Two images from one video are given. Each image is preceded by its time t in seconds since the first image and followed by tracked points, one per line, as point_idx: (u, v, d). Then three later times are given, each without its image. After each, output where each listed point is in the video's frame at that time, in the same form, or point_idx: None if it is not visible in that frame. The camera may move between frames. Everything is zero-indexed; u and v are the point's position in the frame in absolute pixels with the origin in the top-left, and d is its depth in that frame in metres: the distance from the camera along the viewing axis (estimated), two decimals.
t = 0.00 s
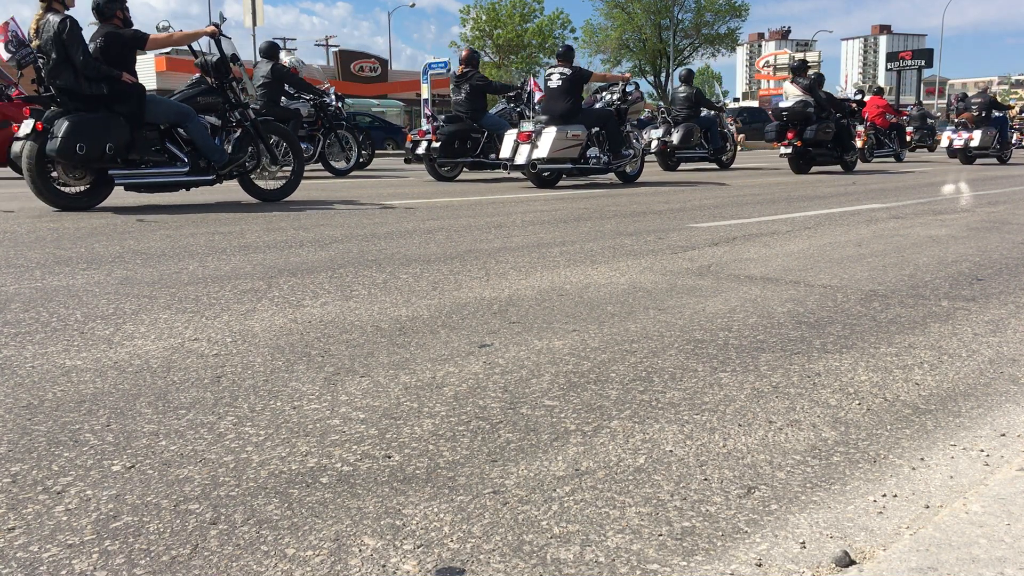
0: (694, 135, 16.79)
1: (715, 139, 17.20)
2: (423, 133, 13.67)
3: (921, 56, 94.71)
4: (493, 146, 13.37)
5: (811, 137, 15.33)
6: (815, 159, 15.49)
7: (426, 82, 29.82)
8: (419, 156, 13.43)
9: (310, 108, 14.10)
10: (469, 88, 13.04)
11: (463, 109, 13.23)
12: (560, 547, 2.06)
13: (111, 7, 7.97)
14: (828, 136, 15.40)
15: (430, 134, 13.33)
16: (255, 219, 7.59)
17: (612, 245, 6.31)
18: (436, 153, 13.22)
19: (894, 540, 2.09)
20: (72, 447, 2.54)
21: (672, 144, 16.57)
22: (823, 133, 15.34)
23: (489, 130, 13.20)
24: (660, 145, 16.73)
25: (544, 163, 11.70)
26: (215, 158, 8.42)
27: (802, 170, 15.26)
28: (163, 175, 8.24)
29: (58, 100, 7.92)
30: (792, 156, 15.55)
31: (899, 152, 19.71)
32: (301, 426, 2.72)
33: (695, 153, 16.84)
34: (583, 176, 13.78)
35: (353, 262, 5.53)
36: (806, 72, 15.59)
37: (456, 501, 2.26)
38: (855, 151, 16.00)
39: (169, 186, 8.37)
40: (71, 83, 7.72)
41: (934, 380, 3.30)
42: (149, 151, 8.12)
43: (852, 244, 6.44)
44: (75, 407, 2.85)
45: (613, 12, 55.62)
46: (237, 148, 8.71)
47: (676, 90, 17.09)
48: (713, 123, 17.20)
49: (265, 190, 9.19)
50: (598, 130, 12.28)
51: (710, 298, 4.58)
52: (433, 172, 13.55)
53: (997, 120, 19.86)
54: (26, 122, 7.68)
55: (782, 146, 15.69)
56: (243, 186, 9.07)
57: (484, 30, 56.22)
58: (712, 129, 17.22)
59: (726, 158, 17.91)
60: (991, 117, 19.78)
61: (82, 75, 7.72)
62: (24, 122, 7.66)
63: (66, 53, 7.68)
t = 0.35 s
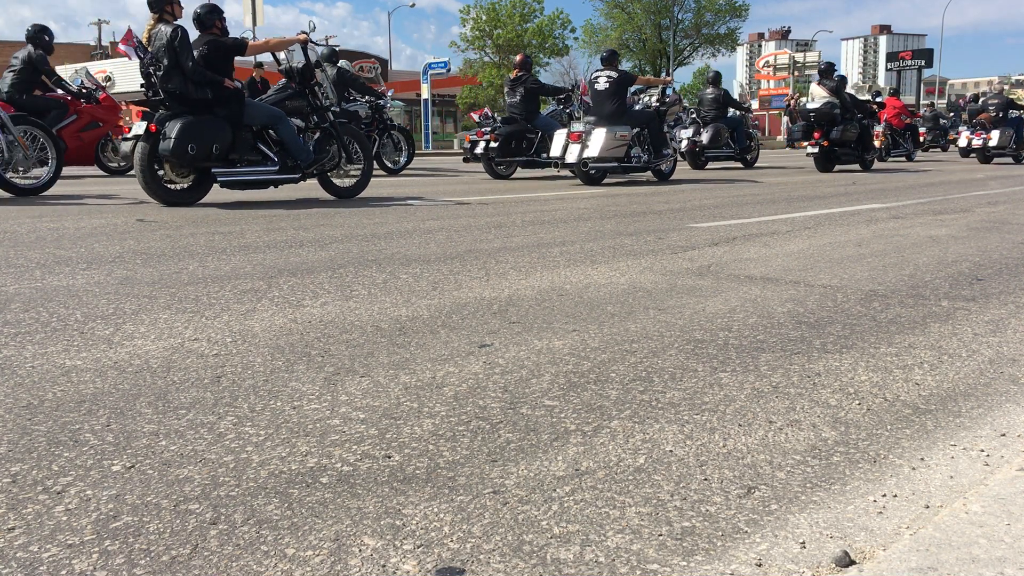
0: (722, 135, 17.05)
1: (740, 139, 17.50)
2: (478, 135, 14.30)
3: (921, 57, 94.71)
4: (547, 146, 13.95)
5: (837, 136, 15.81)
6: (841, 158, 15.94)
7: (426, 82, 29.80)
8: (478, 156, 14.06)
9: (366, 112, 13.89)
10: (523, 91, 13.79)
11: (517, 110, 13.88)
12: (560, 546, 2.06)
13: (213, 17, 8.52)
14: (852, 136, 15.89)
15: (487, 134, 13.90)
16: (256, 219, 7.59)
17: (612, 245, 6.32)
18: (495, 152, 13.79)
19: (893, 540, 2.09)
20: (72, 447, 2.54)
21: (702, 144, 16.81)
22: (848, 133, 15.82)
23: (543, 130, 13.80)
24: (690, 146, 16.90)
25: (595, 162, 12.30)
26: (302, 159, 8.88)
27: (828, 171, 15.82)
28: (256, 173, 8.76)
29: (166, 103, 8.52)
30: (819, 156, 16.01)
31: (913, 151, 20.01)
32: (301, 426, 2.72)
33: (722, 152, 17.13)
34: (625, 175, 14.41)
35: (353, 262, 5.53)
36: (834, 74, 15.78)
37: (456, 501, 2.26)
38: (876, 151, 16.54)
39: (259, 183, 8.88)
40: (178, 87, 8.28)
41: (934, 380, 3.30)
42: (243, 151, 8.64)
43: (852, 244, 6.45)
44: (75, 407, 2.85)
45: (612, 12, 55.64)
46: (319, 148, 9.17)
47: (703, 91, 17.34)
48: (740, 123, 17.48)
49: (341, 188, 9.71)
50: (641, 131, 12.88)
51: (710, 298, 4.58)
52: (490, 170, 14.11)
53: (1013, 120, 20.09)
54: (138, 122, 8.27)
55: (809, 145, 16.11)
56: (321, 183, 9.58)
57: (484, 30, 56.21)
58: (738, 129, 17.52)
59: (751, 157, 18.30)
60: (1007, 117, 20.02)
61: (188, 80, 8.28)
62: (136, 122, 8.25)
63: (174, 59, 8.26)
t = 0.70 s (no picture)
0: (745, 135, 17.28)
1: (762, 139, 17.58)
2: (525, 135, 14.64)
3: (921, 56, 94.71)
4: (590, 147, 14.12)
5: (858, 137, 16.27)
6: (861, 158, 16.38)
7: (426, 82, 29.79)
8: (524, 155, 14.47)
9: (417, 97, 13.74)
10: (568, 93, 13.94)
11: (560, 111, 14.09)
12: (560, 546, 2.06)
13: (292, 26, 9.05)
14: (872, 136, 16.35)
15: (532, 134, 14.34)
16: (256, 219, 7.60)
17: (612, 245, 6.32)
18: (542, 152, 14.23)
19: (894, 540, 2.09)
20: (72, 447, 2.54)
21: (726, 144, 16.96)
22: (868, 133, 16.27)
23: (585, 131, 14.04)
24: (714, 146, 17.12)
25: (631, 160, 12.99)
26: (370, 158, 9.46)
27: (849, 169, 16.37)
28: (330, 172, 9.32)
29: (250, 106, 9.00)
30: (840, 155, 16.49)
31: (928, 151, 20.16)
32: (301, 426, 2.72)
33: (744, 151, 17.25)
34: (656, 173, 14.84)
35: (353, 262, 5.53)
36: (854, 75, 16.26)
37: (456, 501, 2.26)
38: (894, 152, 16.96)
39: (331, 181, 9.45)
40: (263, 91, 8.78)
41: (934, 380, 3.30)
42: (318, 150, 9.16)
43: (852, 244, 6.45)
44: (75, 407, 2.85)
45: (613, 12, 55.62)
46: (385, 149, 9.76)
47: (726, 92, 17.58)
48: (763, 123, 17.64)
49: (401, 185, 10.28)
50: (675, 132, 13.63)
51: (710, 298, 4.58)
52: (535, 168, 14.48)
53: None
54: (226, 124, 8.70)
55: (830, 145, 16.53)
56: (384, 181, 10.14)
57: (485, 30, 56.23)
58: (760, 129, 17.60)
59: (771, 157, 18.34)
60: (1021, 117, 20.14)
61: (273, 85, 8.80)
62: (225, 124, 8.68)
63: (260, 65, 8.72)
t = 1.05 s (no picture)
0: (768, 135, 17.28)
1: (785, 139, 17.46)
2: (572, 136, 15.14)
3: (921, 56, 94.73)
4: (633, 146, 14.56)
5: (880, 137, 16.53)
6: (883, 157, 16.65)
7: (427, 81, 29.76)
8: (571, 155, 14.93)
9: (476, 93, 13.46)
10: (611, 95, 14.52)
11: (604, 113, 14.64)
12: (560, 547, 2.06)
13: (368, 34, 9.42)
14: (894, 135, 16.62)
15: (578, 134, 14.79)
16: (256, 219, 7.60)
17: (612, 245, 6.31)
18: (587, 151, 14.68)
19: (894, 540, 2.09)
20: (72, 447, 2.54)
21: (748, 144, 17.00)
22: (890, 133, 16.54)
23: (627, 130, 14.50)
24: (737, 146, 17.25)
25: (667, 159, 13.34)
26: (437, 158, 9.87)
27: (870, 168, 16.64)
28: (401, 171, 9.78)
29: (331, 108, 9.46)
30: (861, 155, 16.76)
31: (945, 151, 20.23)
32: (301, 426, 2.72)
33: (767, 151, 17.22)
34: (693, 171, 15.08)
35: (353, 262, 5.53)
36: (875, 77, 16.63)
37: (456, 501, 2.26)
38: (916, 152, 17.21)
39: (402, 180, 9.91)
40: (344, 96, 9.22)
41: (934, 380, 3.30)
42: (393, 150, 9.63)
43: (852, 244, 6.45)
44: (75, 407, 2.85)
45: (613, 13, 55.62)
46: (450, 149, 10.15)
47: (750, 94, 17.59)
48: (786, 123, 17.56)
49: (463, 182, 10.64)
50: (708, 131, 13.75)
51: (710, 298, 4.58)
52: (580, 167, 14.96)
53: None
54: (311, 126, 9.28)
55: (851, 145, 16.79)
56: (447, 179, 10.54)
57: (485, 30, 56.25)
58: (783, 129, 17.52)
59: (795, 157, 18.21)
60: None
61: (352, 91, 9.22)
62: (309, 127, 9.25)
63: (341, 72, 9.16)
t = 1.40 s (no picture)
0: (789, 135, 17.39)
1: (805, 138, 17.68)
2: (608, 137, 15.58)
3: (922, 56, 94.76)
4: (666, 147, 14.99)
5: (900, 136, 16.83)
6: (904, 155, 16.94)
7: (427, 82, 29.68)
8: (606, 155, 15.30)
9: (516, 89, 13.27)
10: (645, 96, 15.00)
11: (638, 114, 15.11)
12: (560, 546, 2.06)
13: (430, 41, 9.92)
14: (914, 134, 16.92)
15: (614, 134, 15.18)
16: (256, 219, 7.61)
17: (612, 245, 6.31)
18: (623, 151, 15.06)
19: (894, 540, 2.09)
20: (72, 447, 2.54)
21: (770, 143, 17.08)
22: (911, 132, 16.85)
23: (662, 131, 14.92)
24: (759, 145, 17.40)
25: (696, 158, 13.62)
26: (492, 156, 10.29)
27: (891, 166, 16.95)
28: (460, 169, 10.19)
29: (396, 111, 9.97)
30: (881, 153, 17.12)
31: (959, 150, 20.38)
32: (301, 426, 2.72)
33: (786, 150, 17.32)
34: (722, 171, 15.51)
35: (353, 262, 5.53)
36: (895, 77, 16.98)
37: (456, 501, 2.26)
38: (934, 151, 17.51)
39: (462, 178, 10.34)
40: (407, 98, 9.72)
41: (934, 380, 3.30)
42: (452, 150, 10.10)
43: (852, 244, 6.45)
44: (75, 407, 2.85)
45: (613, 13, 55.65)
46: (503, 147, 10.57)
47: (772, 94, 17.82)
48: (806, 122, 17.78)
49: (515, 180, 11.02)
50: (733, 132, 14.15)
51: (710, 298, 4.58)
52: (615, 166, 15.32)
53: None
54: (377, 127, 9.81)
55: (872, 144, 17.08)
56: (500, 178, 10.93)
57: (485, 30, 56.28)
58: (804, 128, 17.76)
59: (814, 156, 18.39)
60: None
61: (415, 94, 9.72)
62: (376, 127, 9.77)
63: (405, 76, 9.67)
